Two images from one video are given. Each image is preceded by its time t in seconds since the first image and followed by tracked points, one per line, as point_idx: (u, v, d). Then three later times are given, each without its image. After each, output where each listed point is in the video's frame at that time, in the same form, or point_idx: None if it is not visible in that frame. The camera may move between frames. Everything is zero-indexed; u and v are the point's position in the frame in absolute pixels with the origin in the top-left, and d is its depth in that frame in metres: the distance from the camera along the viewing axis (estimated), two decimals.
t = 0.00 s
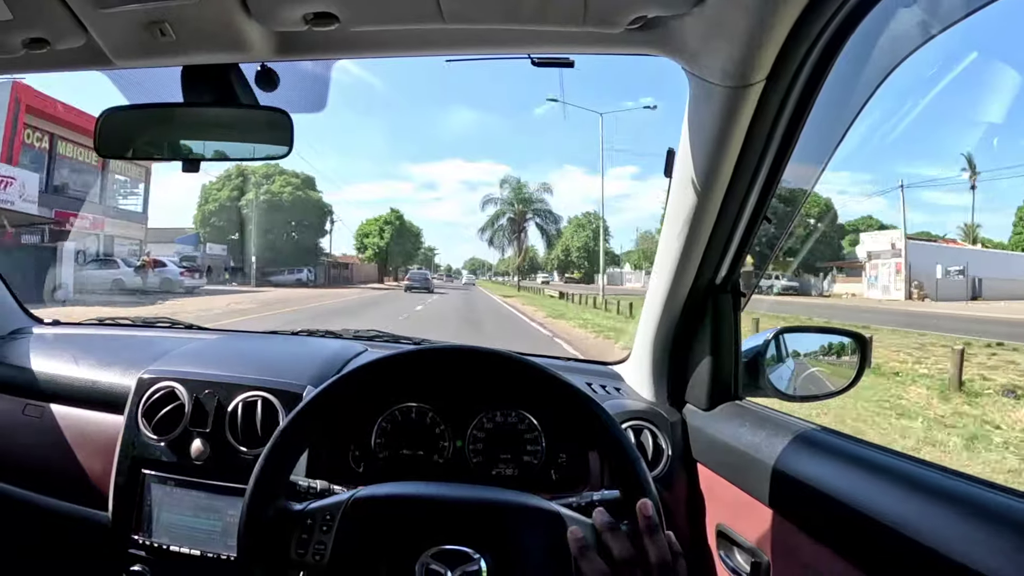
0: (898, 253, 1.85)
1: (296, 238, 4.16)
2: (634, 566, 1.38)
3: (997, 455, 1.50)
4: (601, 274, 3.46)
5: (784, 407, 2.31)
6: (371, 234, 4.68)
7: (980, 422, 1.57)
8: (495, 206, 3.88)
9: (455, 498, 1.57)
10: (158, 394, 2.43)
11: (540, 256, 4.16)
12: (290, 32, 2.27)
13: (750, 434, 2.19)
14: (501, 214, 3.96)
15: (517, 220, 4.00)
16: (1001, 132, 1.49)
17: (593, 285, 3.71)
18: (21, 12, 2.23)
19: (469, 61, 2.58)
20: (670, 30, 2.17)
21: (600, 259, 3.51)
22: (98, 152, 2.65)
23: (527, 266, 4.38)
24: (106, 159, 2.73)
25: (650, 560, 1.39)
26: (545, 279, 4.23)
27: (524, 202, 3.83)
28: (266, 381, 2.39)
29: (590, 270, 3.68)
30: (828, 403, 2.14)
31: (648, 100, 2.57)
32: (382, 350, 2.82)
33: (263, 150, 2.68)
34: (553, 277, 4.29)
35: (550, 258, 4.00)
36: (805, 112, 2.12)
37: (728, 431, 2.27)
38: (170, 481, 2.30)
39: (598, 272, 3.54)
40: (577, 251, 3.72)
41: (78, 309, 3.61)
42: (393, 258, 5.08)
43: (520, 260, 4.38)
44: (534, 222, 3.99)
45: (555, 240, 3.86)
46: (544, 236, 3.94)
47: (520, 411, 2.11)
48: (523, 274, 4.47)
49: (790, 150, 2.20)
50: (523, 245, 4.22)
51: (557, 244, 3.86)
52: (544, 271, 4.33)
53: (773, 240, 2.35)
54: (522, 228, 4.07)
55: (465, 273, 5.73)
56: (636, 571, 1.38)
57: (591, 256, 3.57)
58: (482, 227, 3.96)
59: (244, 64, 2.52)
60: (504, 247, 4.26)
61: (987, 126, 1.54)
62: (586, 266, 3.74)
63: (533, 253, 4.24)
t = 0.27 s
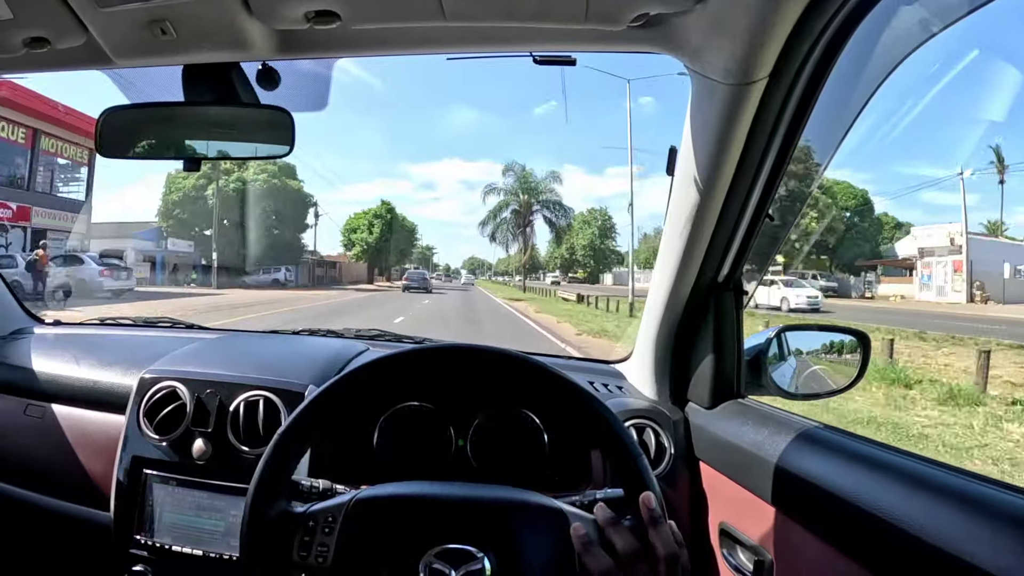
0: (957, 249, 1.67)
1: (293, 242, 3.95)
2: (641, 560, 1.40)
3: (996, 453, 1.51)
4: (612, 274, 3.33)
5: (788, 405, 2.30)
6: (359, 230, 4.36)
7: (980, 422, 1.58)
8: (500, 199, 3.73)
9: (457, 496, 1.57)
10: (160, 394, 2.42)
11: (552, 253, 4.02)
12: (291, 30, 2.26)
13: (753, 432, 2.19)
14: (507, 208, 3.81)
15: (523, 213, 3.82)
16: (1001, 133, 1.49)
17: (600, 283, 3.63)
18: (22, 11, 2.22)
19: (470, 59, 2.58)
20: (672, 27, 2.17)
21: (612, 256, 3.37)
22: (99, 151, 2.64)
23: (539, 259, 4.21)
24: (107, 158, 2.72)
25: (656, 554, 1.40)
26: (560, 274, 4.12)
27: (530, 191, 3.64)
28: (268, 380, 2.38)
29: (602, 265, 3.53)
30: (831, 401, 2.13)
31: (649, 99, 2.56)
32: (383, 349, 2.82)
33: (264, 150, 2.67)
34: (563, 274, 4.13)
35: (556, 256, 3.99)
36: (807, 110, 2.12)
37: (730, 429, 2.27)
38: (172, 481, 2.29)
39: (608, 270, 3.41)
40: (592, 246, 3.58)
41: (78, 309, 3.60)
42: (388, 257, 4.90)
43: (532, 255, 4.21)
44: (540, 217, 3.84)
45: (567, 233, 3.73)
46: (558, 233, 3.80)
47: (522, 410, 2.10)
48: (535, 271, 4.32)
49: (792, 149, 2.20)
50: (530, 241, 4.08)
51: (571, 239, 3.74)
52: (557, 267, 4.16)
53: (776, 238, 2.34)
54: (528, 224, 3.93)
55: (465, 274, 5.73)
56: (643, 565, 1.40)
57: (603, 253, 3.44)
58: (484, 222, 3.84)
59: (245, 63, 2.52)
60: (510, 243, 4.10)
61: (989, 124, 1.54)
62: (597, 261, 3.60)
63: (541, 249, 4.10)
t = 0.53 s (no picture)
0: None
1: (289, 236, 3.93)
2: (646, 555, 1.40)
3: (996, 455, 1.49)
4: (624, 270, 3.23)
5: (792, 406, 2.29)
6: (345, 224, 4.28)
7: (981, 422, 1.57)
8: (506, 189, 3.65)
9: (458, 499, 1.56)
10: (161, 396, 2.41)
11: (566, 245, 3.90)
12: (293, 29, 2.25)
13: (757, 433, 2.18)
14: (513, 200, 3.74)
15: (531, 202, 3.75)
16: (1003, 131, 1.48)
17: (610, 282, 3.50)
18: (22, 10, 2.21)
19: (473, 59, 2.57)
20: (677, 26, 2.16)
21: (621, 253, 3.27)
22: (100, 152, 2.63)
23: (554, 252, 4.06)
24: (107, 159, 2.71)
25: (663, 547, 1.39)
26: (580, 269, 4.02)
27: (538, 178, 3.52)
28: (269, 381, 2.37)
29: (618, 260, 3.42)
30: (835, 401, 2.13)
31: (653, 99, 2.55)
32: (385, 350, 2.81)
33: (265, 150, 2.66)
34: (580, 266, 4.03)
35: (571, 253, 3.93)
36: (811, 111, 2.11)
37: (733, 429, 2.27)
38: (173, 483, 2.28)
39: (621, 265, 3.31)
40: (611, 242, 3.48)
41: (78, 310, 3.59)
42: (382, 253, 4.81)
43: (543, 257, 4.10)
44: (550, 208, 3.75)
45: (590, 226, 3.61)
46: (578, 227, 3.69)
47: (526, 411, 2.09)
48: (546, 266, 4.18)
49: (796, 149, 2.19)
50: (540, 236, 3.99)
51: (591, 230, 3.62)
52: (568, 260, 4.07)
53: (779, 239, 2.33)
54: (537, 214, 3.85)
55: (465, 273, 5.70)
56: (648, 559, 1.40)
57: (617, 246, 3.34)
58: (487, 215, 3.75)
59: (247, 62, 2.51)
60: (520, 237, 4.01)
61: (990, 123, 1.53)
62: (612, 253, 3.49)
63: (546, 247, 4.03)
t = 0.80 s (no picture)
0: None
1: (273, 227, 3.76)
2: (642, 551, 1.40)
3: (994, 454, 1.49)
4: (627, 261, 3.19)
5: (788, 406, 2.29)
6: (326, 216, 4.25)
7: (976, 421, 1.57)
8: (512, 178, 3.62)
9: (452, 500, 1.55)
10: (157, 395, 2.41)
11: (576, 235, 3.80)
12: (289, 29, 2.25)
13: (754, 433, 2.17)
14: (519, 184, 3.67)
15: (540, 186, 3.68)
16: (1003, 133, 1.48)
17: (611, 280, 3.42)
18: (18, 9, 2.21)
19: (469, 58, 2.57)
20: (673, 25, 2.16)
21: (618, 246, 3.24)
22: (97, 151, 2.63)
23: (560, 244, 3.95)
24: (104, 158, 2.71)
25: (658, 544, 1.40)
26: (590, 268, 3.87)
27: (549, 162, 3.44)
28: (266, 381, 2.37)
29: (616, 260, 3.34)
30: (831, 402, 2.13)
31: (650, 99, 2.55)
32: (382, 350, 2.81)
33: (263, 150, 2.66)
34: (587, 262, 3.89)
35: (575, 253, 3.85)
36: (807, 111, 2.11)
37: (730, 430, 2.26)
38: (170, 482, 2.28)
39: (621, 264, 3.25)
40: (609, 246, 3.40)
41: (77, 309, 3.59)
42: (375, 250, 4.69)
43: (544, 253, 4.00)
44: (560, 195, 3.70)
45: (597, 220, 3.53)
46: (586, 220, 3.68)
47: (522, 411, 2.09)
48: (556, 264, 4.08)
49: (792, 151, 2.19)
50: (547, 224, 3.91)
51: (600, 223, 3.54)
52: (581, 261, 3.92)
53: (776, 239, 2.33)
54: (549, 202, 3.79)
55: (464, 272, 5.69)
56: (645, 557, 1.40)
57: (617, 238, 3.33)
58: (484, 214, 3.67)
59: (244, 62, 2.51)
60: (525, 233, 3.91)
61: (988, 124, 1.53)
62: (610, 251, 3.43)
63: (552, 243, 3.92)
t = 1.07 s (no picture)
0: None
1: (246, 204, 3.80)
2: (639, 550, 1.42)
3: (988, 454, 1.50)
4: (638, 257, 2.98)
5: (784, 405, 2.30)
6: (304, 206, 4.19)
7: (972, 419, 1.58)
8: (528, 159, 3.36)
9: (450, 500, 1.56)
10: (156, 395, 2.42)
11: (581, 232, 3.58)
12: (286, 29, 2.26)
13: (751, 432, 2.18)
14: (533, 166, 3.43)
15: (554, 169, 3.44)
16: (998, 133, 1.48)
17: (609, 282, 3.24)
18: (16, 11, 2.21)
19: (466, 59, 2.57)
20: (669, 26, 2.16)
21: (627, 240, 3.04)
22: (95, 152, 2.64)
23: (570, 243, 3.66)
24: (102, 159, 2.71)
25: (655, 543, 1.41)
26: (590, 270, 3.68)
27: (564, 138, 3.26)
28: (263, 381, 2.38)
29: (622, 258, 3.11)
30: (827, 401, 2.13)
31: (648, 98, 2.55)
32: (380, 350, 2.82)
33: (261, 151, 2.67)
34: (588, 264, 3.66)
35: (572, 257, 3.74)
36: (803, 112, 2.12)
37: (727, 429, 2.27)
38: (168, 482, 2.29)
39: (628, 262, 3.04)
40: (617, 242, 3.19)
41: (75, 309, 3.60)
42: (359, 244, 4.73)
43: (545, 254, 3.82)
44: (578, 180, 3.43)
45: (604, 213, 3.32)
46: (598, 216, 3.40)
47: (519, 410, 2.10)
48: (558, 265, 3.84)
49: (787, 151, 2.20)
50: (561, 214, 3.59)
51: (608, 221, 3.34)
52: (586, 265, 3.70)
53: (773, 238, 2.34)
54: (564, 187, 3.48)
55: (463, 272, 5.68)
56: (641, 556, 1.41)
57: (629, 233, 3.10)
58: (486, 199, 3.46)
59: (241, 63, 2.51)
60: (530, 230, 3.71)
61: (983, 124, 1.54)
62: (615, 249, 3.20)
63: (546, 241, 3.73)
